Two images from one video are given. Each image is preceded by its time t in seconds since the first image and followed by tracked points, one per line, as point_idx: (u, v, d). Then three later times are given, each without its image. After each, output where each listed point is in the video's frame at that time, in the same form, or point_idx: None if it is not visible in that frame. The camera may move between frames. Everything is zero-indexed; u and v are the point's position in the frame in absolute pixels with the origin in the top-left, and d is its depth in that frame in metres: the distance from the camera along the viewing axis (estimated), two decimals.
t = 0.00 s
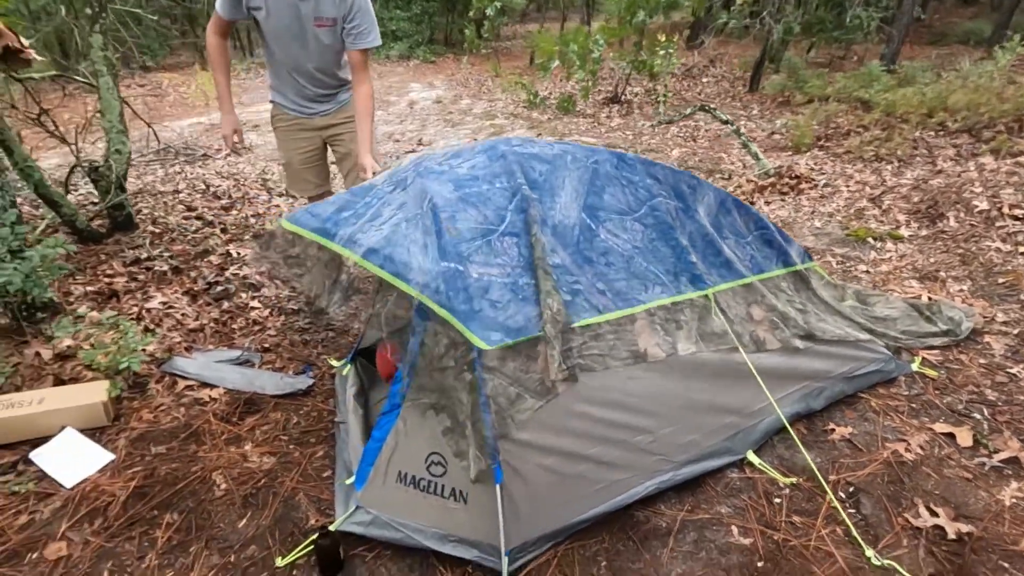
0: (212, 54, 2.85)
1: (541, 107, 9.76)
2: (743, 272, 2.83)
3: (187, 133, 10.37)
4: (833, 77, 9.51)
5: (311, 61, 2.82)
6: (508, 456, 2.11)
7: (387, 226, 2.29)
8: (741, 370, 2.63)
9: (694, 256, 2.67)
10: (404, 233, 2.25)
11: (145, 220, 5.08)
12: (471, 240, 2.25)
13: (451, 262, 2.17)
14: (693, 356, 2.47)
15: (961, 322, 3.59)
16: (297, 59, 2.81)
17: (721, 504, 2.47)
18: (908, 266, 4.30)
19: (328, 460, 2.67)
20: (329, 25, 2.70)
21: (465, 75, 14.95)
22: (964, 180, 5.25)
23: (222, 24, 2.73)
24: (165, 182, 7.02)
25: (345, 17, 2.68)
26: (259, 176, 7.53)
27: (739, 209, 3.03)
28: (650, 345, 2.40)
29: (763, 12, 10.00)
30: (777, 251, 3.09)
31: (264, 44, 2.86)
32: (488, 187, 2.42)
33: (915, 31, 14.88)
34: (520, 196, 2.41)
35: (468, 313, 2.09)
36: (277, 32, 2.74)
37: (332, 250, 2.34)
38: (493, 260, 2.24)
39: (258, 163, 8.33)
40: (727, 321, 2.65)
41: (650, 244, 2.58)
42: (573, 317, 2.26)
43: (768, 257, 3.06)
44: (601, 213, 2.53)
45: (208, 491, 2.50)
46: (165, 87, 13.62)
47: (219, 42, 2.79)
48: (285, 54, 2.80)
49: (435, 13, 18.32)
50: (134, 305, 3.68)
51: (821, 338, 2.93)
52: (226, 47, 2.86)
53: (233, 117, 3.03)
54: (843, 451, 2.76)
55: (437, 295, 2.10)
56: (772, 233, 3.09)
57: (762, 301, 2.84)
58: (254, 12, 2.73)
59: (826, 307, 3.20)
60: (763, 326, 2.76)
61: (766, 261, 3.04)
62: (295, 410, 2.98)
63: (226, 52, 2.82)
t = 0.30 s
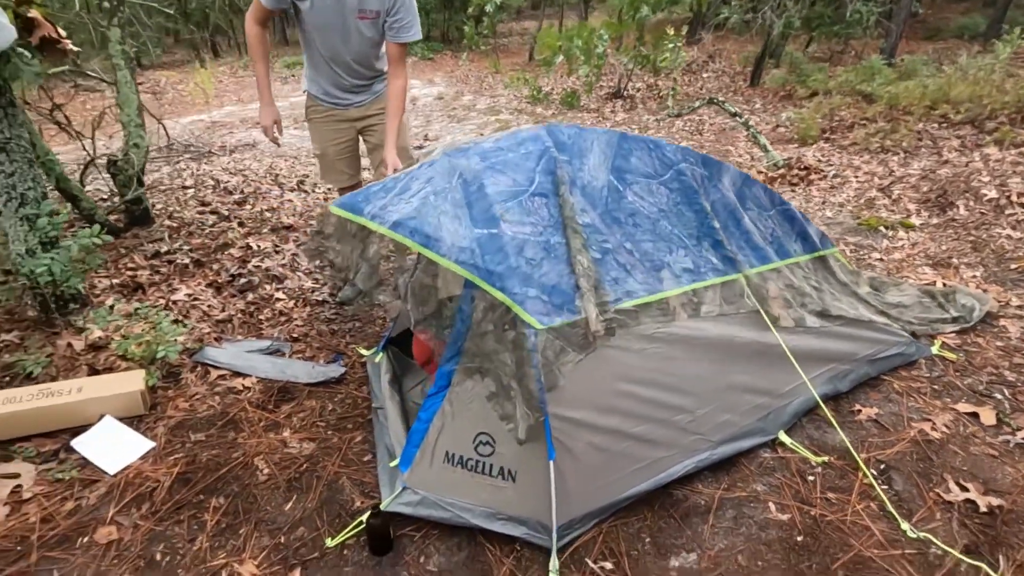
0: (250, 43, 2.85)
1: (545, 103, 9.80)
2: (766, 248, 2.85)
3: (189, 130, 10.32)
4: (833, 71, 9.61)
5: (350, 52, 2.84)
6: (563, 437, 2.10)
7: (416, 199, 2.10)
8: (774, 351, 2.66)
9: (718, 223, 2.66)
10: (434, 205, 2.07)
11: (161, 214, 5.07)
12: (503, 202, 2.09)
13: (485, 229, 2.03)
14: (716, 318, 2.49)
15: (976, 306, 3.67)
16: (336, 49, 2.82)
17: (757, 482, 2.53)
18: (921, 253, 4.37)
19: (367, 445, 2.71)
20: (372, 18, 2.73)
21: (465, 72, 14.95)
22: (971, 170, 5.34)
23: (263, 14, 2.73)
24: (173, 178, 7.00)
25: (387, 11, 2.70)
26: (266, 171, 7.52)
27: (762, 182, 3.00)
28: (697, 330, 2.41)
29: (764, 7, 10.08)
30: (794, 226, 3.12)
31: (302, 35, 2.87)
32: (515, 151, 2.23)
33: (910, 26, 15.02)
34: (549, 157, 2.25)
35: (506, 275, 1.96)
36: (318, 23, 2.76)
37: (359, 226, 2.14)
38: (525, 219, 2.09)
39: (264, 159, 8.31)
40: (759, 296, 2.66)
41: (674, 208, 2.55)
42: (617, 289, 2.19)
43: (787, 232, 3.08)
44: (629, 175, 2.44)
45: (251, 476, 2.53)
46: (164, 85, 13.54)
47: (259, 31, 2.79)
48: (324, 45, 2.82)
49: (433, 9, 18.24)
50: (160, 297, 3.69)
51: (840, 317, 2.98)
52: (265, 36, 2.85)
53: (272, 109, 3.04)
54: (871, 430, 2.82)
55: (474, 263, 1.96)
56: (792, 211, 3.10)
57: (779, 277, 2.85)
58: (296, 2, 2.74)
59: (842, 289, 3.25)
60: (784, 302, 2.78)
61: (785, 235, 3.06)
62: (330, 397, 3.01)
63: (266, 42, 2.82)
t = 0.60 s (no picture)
0: (276, 38, 2.81)
1: (535, 100, 9.84)
2: (779, 235, 2.96)
3: (172, 132, 10.12)
4: (815, 66, 9.84)
5: (378, 47, 2.86)
6: (607, 422, 2.15)
7: (454, 190, 2.14)
8: (792, 334, 2.78)
9: (737, 211, 2.76)
10: (472, 196, 2.12)
11: (160, 216, 5.00)
12: (541, 192, 2.14)
13: (525, 218, 2.08)
14: (740, 301, 2.61)
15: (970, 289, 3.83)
16: (364, 45, 2.85)
17: (780, 460, 2.63)
18: (914, 240, 4.54)
19: (398, 438, 2.74)
20: (403, 15, 2.77)
21: (450, 71, 14.92)
22: (955, 160, 5.55)
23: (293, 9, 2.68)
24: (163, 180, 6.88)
25: (418, 9, 2.74)
26: (258, 171, 7.43)
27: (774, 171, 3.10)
28: (724, 315, 2.52)
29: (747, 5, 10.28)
30: (804, 216, 3.24)
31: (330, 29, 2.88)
32: (550, 143, 2.28)
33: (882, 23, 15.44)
34: (582, 148, 2.31)
35: (547, 263, 2.00)
36: (349, 18, 2.78)
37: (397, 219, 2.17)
38: (562, 208, 2.13)
39: (253, 159, 8.19)
40: (775, 281, 2.78)
41: (696, 196, 2.64)
42: (650, 274, 2.28)
43: (798, 221, 3.20)
44: (654, 165, 2.52)
45: (287, 471, 2.54)
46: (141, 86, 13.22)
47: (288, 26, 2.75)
48: (353, 40, 2.84)
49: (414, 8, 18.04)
50: (171, 298, 3.66)
51: (845, 303, 3.09)
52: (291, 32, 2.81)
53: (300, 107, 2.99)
54: (882, 409, 2.94)
55: (515, 252, 1.99)
56: (801, 199, 3.22)
57: (791, 263, 2.97)
58: None
59: (847, 275, 3.37)
60: (798, 287, 2.89)
61: (796, 223, 3.17)
62: (354, 393, 3.03)
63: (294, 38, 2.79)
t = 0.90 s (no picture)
0: (288, 44, 2.94)
1: (514, 101, 9.90)
2: (775, 228, 3.10)
3: (143, 138, 9.84)
4: (784, 64, 10.15)
5: (393, 47, 3.01)
6: (633, 412, 2.23)
7: (475, 193, 2.20)
8: (791, 322, 2.92)
9: (737, 207, 2.88)
10: (492, 198, 2.18)
11: (146, 225, 4.89)
12: (560, 193, 2.21)
13: (547, 219, 2.14)
14: (745, 293, 2.74)
15: (946, 274, 4.04)
16: (381, 44, 2.99)
17: (786, 443, 2.75)
18: (891, 230, 4.76)
19: (417, 438, 2.77)
20: (419, 10, 2.97)
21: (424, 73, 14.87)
22: (923, 153, 5.83)
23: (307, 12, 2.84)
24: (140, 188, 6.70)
25: (434, 4, 3.04)
26: (238, 177, 7.30)
27: (768, 167, 3.23)
28: (731, 307, 2.64)
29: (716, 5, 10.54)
30: (796, 209, 3.39)
31: (341, 33, 3.01)
32: (565, 145, 2.36)
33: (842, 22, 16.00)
34: (596, 149, 2.39)
35: (572, 261, 2.07)
36: (365, 18, 2.92)
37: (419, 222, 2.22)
38: (582, 207, 2.21)
39: (231, 165, 8.03)
40: (775, 272, 2.95)
41: (699, 193, 2.75)
42: (664, 269, 2.38)
43: (790, 214, 3.34)
44: (661, 163, 2.62)
45: (310, 476, 2.55)
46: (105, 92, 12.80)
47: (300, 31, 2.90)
48: (368, 40, 2.98)
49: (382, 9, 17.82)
50: (170, 308, 3.60)
51: (838, 290, 3.28)
52: (301, 36, 2.96)
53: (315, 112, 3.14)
54: (875, 390, 3.10)
55: (539, 251, 2.06)
56: (793, 194, 3.37)
57: (787, 254, 3.11)
58: None
59: (836, 265, 3.55)
60: (795, 277, 3.04)
61: (789, 216, 3.32)
62: (368, 396, 3.05)
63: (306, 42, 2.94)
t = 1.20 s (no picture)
0: (291, 46, 2.93)
1: (490, 101, 9.91)
2: (767, 218, 3.21)
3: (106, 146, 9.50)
4: (751, 62, 10.44)
5: (399, 41, 3.05)
6: (651, 401, 2.29)
7: (490, 191, 2.24)
8: (787, 309, 3.03)
9: (733, 199, 2.98)
10: (507, 196, 2.21)
11: (125, 234, 4.74)
12: (573, 189, 2.25)
13: (563, 214, 2.18)
14: (744, 282, 2.83)
15: (921, 259, 4.24)
16: (388, 39, 3.02)
17: (788, 426, 2.85)
18: (866, 219, 4.96)
19: (429, 437, 2.78)
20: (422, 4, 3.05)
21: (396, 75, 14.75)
22: (890, 145, 6.09)
23: (311, 11, 2.84)
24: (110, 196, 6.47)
25: None
26: (213, 182, 7.11)
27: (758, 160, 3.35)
28: (733, 296, 2.73)
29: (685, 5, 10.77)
30: (784, 201, 3.51)
31: (344, 33, 3.01)
32: (574, 143, 2.41)
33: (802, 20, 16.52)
34: (603, 145, 2.44)
35: (590, 255, 2.11)
36: (371, 13, 2.95)
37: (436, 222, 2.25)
38: (595, 202, 2.25)
39: (204, 171, 7.82)
40: (770, 262, 3.06)
41: (698, 186, 2.83)
42: (672, 261, 2.45)
43: (779, 206, 3.46)
44: (662, 159, 2.69)
45: (325, 480, 2.53)
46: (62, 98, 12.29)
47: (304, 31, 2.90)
48: (374, 37, 3.00)
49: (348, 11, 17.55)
50: (162, 318, 3.51)
51: (826, 277, 3.42)
52: (303, 39, 2.97)
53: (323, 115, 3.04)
54: (866, 371, 3.24)
55: (557, 246, 2.10)
56: (780, 185, 3.49)
57: (780, 244, 3.23)
58: None
59: (822, 254, 3.69)
60: (788, 267, 3.17)
61: (778, 207, 3.44)
62: (375, 398, 3.03)
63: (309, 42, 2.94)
